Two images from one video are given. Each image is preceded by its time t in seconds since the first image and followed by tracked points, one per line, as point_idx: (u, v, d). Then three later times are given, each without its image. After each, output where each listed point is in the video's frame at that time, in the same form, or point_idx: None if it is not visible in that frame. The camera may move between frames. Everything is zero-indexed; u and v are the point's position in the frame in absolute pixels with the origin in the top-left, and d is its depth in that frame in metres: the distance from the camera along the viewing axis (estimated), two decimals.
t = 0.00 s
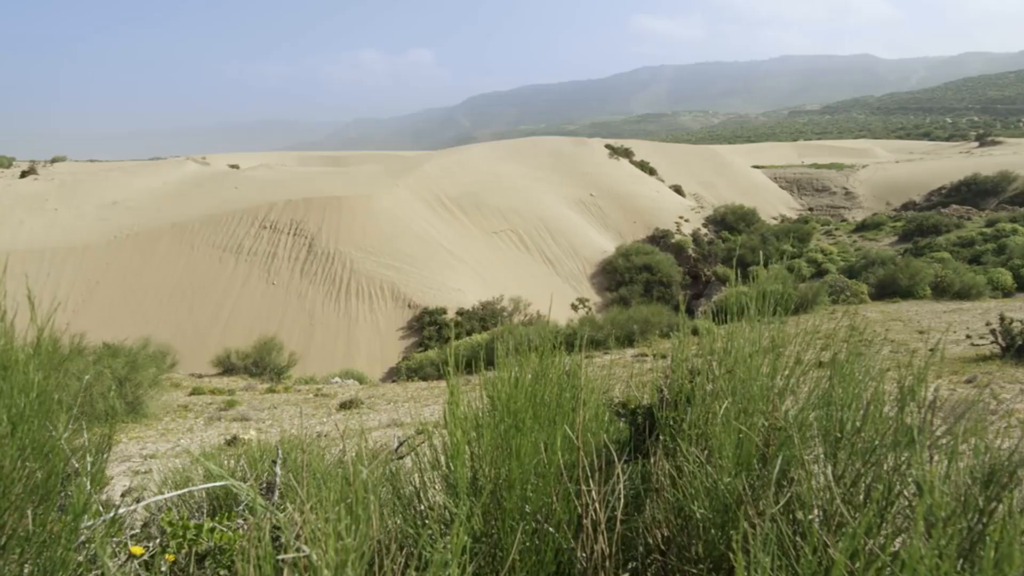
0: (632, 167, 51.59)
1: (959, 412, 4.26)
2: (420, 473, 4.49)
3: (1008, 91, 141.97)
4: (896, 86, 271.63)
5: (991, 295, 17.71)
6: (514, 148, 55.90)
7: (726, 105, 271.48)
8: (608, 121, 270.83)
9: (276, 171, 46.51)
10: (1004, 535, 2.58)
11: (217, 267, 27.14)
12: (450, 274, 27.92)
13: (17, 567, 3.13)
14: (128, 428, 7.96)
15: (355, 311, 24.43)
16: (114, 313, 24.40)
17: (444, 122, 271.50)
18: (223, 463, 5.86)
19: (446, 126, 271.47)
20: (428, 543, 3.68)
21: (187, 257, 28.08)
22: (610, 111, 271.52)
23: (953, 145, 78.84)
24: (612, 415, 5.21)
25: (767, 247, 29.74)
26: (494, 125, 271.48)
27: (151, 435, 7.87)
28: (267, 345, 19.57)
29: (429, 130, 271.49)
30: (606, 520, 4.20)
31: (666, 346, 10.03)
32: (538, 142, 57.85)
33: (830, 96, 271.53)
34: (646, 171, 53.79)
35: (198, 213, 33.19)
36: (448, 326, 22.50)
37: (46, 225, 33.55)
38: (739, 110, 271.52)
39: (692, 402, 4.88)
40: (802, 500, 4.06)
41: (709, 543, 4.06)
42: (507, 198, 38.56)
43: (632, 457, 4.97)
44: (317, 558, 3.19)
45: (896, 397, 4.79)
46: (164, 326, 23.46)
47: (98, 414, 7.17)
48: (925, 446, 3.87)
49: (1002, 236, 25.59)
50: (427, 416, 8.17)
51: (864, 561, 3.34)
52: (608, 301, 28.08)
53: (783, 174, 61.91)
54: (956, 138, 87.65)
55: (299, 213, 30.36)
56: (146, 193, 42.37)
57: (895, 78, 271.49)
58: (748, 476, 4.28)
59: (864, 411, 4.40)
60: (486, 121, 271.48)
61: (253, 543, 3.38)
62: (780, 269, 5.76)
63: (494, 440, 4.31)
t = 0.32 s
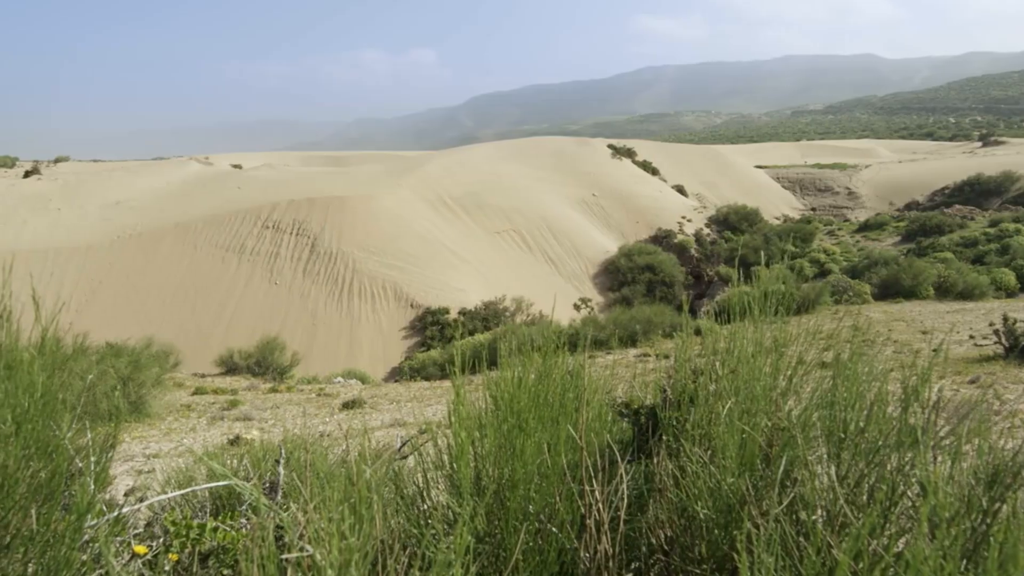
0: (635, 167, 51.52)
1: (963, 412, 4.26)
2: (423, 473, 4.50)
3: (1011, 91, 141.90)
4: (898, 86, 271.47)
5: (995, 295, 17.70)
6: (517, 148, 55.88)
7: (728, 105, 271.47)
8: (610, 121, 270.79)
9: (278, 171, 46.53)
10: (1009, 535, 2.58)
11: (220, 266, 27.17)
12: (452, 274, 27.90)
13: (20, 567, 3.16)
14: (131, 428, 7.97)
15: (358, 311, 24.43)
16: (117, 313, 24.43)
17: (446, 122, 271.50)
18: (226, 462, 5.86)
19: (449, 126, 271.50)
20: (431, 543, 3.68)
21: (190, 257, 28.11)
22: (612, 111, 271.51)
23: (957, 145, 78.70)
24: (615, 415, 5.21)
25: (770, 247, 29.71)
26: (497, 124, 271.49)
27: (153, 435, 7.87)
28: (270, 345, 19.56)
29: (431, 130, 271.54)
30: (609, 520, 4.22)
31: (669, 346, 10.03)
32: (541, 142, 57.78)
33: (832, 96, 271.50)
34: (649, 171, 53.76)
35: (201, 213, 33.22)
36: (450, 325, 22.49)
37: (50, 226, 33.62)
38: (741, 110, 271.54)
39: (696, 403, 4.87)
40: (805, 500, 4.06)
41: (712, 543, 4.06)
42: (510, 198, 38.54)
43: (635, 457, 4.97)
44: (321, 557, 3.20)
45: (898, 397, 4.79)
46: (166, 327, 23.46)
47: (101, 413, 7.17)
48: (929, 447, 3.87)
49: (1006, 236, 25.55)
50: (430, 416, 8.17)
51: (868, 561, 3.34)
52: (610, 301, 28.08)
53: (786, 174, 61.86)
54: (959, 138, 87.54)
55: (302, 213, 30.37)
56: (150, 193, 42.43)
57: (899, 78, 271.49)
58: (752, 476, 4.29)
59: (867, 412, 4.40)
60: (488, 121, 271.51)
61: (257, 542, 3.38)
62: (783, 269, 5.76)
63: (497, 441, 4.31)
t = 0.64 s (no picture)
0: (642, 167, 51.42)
1: (975, 414, 4.22)
2: (433, 472, 4.50)
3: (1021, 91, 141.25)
4: (906, 86, 270.36)
5: (1006, 296, 17.61)
6: (524, 147, 55.83)
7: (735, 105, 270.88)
8: (617, 121, 270.50)
9: (286, 171, 46.66)
10: None
11: (229, 266, 27.27)
12: (460, 274, 27.91)
13: (32, 565, 3.19)
14: (141, 427, 8.00)
15: (366, 311, 24.46)
16: (127, 312, 24.54)
17: (453, 121, 271.60)
18: (236, 461, 5.87)
19: (456, 126, 271.53)
20: (441, 544, 3.69)
21: (200, 257, 28.22)
22: (619, 112, 271.35)
23: (967, 145, 78.27)
24: (624, 415, 5.20)
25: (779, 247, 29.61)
26: (504, 125, 271.49)
27: (163, 434, 7.89)
28: (279, 344, 19.60)
29: (438, 130, 271.60)
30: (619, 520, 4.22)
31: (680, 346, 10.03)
32: (548, 142, 57.71)
33: (840, 96, 270.61)
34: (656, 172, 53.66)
35: (210, 212, 33.36)
36: (458, 325, 22.48)
37: (60, 225, 33.81)
38: (748, 109, 270.96)
39: (706, 403, 4.86)
40: (816, 502, 4.06)
41: (723, 544, 4.06)
42: (518, 198, 38.52)
43: (645, 457, 4.96)
44: (333, 558, 3.21)
45: (910, 398, 4.75)
46: (176, 326, 23.56)
47: (112, 412, 7.21)
48: (941, 448, 3.84)
49: (1017, 237, 25.39)
50: (438, 415, 8.17)
51: (879, 563, 3.33)
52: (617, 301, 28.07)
53: (794, 174, 61.64)
54: (969, 138, 87.09)
55: (310, 213, 30.44)
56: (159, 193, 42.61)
57: (906, 78, 270.95)
58: (762, 477, 4.29)
59: (879, 412, 4.37)
60: (495, 121, 271.50)
61: (269, 541, 3.41)
62: (793, 270, 5.72)
63: (508, 440, 4.31)
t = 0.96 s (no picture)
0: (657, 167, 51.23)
1: (997, 418, 4.17)
2: (451, 471, 4.51)
3: None
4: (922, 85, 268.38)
5: None
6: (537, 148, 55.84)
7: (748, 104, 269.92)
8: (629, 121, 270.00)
9: (301, 171, 46.86)
10: None
11: (245, 266, 27.44)
12: (474, 274, 27.90)
13: (56, 561, 3.29)
14: (158, 424, 8.06)
15: (380, 311, 24.51)
16: (144, 311, 24.77)
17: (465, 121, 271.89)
18: (254, 458, 5.90)
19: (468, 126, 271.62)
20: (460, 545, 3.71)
21: (216, 256, 28.41)
22: (631, 112, 270.86)
23: (985, 145, 77.52)
24: (642, 415, 5.16)
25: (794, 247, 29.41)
26: (515, 125, 271.61)
27: (180, 431, 7.95)
28: (294, 343, 19.69)
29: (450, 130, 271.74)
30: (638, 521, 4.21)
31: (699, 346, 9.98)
32: (561, 142, 57.60)
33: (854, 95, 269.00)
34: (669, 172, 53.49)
35: (226, 212, 33.57)
36: (472, 325, 22.50)
37: (79, 224, 34.13)
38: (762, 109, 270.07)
39: (724, 404, 4.84)
40: (836, 504, 4.04)
41: (741, 546, 4.06)
42: (532, 198, 38.47)
43: (663, 458, 4.93)
44: (354, 557, 3.24)
45: (931, 400, 4.70)
46: (192, 325, 23.71)
47: (128, 409, 7.28)
48: (963, 451, 3.80)
49: None
50: (452, 414, 8.17)
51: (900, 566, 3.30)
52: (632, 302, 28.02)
53: (808, 174, 61.26)
54: (988, 139, 86.19)
55: (325, 213, 30.54)
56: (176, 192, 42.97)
57: (920, 78, 270.62)
58: (782, 478, 4.26)
59: (900, 414, 4.33)
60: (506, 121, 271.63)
61: (291, 539, 3.45)
62: (811, 270, 5.68)
63: (527, 440, 4.30)
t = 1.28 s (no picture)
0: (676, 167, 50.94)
1: None
2: (474, 471, 4.50)
3: None
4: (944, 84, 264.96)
5: None
6: (556, 148, 55.76)
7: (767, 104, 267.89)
8: (646, 121, 268.89)
9: (322, 171, 47.15)
10: None
11: (267, 265, 27.69)
12: (494, 274, 27.91)
13: (85, 555, 3.34)
14: (181, 421, 8.14)
15: (400, 311, 24.60)
16: (167, 309, 25.07)
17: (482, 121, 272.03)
18: (276, 456, 5.95)
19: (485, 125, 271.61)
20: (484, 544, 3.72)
21: (238, 255, 28.70)
22: (648, 112, 269.88)
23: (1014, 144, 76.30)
24: (664, 416, 5.13)
25: (816, 249, 29.13)
26: (532, 125, 271.51)
27: (202, 429, 8.01)
28: (315, 341, 19.86)
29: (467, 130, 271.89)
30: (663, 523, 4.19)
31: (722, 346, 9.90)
32: (579, 142, 57.49)
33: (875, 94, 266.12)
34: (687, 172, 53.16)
35: (247, 211, 33.87)
36: (492, 325, 22.52)
37: (105, 223, 34.62)
38: (781, 109, 268.17)
39: (749, 407, 4.79)
40: (863, 507, 3.99)
41: (766, 549, 4.04)
42: (551, 198, 38.44)
43: (687, 459, 4.89)
44: (381, 556, 3.27)
45: (960, 403, 4.61)
46: (215, 323, 23.98)
47: (153, 406, 7.38)
48: (996, 456, 3.72)
49: None
50: (471, 414, 8.18)
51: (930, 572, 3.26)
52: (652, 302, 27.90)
53: (829, 175, 60.62)
54: (1015, 138, 84.75)
55: (346, 213, 30.73)
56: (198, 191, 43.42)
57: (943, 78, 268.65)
58: (807, 481, 4.22)
59: (930, 417, 4.25)
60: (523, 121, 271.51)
61: (319, 538, 3.50)
62: (837, 272, 5.58)
63: (552, 440, 4.29)
